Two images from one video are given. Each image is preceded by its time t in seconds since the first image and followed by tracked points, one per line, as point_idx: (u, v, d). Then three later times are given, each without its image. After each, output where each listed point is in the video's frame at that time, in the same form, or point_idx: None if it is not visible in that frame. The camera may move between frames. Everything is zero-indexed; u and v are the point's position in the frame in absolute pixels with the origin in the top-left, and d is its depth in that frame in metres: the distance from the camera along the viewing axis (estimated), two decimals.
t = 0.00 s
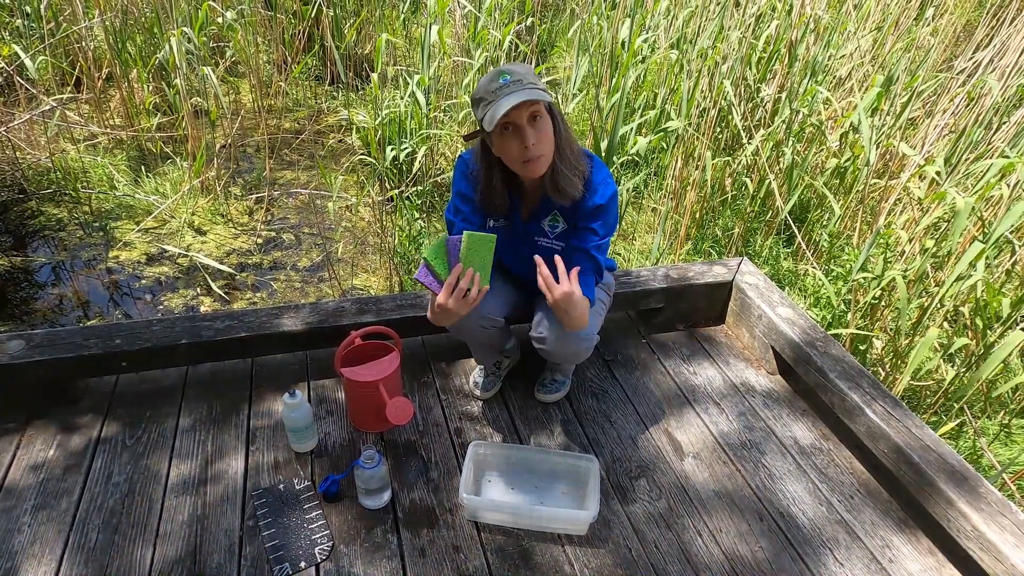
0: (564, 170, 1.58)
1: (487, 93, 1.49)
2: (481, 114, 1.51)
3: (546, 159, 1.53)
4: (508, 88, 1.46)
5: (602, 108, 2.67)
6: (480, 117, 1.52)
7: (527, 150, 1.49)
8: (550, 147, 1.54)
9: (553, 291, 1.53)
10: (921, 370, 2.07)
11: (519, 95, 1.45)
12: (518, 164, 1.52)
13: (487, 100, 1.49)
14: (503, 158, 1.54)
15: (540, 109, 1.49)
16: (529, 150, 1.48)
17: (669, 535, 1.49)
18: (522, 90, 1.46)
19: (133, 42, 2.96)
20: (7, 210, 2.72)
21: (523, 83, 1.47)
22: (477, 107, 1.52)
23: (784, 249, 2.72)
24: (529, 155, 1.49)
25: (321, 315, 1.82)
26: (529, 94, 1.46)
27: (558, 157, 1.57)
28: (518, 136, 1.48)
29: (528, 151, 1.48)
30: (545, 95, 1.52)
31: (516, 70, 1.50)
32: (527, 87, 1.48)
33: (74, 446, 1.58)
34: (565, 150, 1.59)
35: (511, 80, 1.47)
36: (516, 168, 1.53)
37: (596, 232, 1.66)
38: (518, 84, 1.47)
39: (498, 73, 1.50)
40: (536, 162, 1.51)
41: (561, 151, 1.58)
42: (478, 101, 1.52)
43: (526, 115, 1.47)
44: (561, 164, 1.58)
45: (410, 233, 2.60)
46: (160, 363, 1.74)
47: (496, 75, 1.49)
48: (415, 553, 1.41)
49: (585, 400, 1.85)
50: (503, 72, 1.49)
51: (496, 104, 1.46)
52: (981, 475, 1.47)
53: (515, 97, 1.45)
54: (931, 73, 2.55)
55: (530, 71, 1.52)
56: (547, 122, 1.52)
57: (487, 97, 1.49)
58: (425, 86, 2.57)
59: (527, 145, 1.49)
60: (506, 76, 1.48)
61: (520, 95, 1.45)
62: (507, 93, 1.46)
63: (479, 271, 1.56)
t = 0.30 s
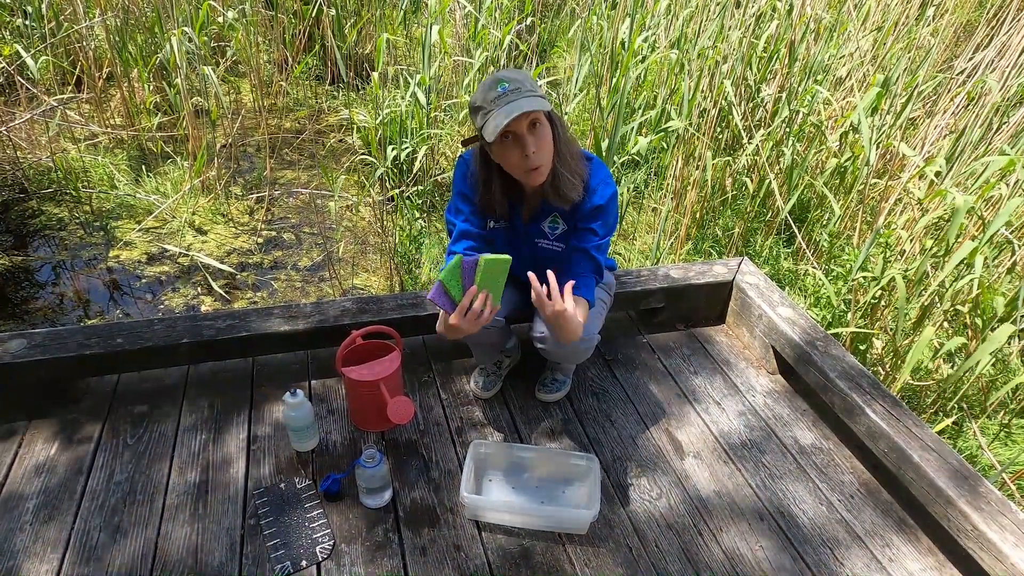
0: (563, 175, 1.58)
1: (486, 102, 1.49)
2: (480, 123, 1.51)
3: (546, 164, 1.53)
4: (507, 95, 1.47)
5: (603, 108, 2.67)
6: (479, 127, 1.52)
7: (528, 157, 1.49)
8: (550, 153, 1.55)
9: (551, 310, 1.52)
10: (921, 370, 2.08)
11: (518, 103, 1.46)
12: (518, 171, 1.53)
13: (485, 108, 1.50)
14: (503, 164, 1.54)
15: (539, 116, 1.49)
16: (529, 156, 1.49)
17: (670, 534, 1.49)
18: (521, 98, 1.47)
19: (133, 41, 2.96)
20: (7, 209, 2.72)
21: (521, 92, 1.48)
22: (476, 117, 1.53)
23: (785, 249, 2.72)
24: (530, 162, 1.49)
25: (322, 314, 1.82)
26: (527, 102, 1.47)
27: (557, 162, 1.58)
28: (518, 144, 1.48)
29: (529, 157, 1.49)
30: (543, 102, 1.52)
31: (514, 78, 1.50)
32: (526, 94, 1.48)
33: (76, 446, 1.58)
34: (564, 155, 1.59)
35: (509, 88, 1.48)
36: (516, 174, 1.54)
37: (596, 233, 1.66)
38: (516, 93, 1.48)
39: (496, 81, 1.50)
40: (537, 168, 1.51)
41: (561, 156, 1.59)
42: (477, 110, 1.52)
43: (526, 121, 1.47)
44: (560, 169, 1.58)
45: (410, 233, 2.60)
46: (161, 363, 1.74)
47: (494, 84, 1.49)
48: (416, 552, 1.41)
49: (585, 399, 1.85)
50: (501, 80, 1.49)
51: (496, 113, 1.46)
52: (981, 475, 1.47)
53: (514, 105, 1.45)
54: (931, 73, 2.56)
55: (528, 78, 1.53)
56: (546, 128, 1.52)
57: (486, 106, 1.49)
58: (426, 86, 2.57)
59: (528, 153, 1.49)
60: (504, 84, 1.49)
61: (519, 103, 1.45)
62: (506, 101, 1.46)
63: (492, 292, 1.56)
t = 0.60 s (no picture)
0: (563, 177, 1.59)
1: (488, 103, 1.49)
2: (481, 124, 1.51)
3: (546, 167, 1.54)
4: (509, 98, 1.47)
5: (603, 109, 2.68)
6: (480, 127, 1.52)
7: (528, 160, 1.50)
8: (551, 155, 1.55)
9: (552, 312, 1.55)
10: (921, 369, 2.08)
11: (520, 106, 1.46)
12: (518, 173, 1.53)
13: (487, 109, 1.50)
14: (504, 165, 1.55)
15: (540, 119, 1.50)
16: (531, 159, 1.49)
17: (670, 533, 1.50)
18: (524, 101, 1.47)
19: (135, 42, 2.96)
20: (8, 210, 2.72)
21: (524, 94, 1.48)
22: (476, 116, 1.53)
23: (784, 249, 2.73)
24: (531, 164, 1.50)
25: (323, 314, 1.82)
26: (530, 106, 1.47)
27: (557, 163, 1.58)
28: (519, 146, 1.48)
29: (529, 161, 1.49)
30: (545, 104, 1.52)
31: (517, 79, 1.50)
32: (528, 97, 1.48)
33: (77, 445, 1.59)
34: (565, 157, 1.60)
35: (511, 90, 1.48)
36: (516, 175, 1.55)
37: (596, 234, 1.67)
38: (518, 95, 1.48)
39: (498, 82, 1.50)
40: (537, 171, 1.52)
41: (561, 158, 1.59)
42: (479, 110, 1.52)
43: (527, 125, 1.48)
44: (560, 170, 1.59)
45: (410, 233, 2.61)
46: (163, 363, 1.75)
47: (497, 85, 1.49)
48: (417, 551, 1.42)
49: (585, 399, 1.85)
50: (503, 81, 1.49)
51: (498, 116, 1.47)
52: (981, 474, 1.48)
53: (516, 109, 1.46)
54: (930, 74, 2.56)
55: (530, 79, 1.53)
56: (547, 131, 1.52)
57: (488, 106, 1.49)
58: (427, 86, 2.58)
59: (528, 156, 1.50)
60: (506, 85, 1.49)
61: (521, 107, 1.46)
62: (508, 104, 1.47)
63: (497, 291, 1.57)
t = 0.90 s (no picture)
0: (559, 182, 1.59)
1: (487, 107, 1.50)
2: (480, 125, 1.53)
3: (538, 174, 1.54)
4: (507, 106, 1.47)
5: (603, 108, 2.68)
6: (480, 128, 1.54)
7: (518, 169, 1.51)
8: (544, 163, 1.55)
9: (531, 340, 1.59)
10: (920, 369, 2.08)
11: (515, 118, 1.46)
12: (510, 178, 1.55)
13: (486, 113, 1.50)
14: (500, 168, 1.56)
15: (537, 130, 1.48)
16: (521, 169, 1.50)
17: (669, 532, 1.50)
18: (520, 112, 1.46)
19: (135, 42, 2.97)
20: (8, 210, 2.72)
21: (522, 105, 1.47)
22: (478, 117, 1.54)
23: (784, 248, 2.72)
24: (522, 173, 1.51)
25: (322, 314, 1.82)
26: (525, 118, 1.46)
27: (554, 166, 1.58)
28: (511, 155, 1.49)
29: (520, 170, 1.50)
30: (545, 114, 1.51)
31: (519, 85, 1.49)
32: (526, 107, 1.47)
33: (77, 445, 1.59)
34: (561, 162, 1.59)
35: (511, 98, 1.47)
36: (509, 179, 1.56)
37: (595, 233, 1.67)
38: (517, 104, 1.47)
39: (500, 86, 1.49)
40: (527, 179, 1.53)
41: (556, 163, 1.58)
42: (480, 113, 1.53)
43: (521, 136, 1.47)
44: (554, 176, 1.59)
45: (410, 232, 2.61)
46: (162, 362, 1.75)
47: (498, 89, 1.49)
48: (416, 550, 1.42)
49: (585, 398, 1.85)
50: (505, 87, 1.48)
51: (492, 124, 1.48)
52: (980, 473, 1.48)
53: (510, 120, 1.46)
54: (930, 73, 2.56)
55: (536, 86, 1.51)
56: (544, 141, 1.51)
57: (487, 110, 1.50)
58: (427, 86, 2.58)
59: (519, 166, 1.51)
60: (507, 91, 1.48)
61: (515, 118, 1.45)
62: (505, 113, 1.47)
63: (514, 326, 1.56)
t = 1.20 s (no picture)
0: (558, 188, 1.58)
1: (492, 119, 1.47)
2: (484, 134, 1.51)
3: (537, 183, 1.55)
4: (513, 124, 1.45)
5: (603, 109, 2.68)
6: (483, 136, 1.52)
7: (518, 179, 1.51)
8: (543, 173, 1.54)
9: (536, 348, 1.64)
10: (921, 369, 2.08)
11: (520, 138, 1.44)
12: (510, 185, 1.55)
13: (491, 125, 1.48)
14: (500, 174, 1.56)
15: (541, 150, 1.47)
16: (521, 181, 1.51)
17: (669, 533, 1.49)
18: (525, 132, 1.45)
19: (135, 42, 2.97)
20: (8, 210, 2.73)
21: (528, 125, 1.45)
22: (482, 124, 1.52)
23: (784, 249, 2.72)
24: (521, 184, 1.52)
25: (322, 314, 1.82)
26: (530, 139, 1.45)
27: (553, 172, 1.57)
28: (512, 170, 1.49)
29: (519, 181, 1.51)
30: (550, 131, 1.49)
31: (527, 102, 1.46)
32: (532, 127, 1.45)
33: (76, 445, 1.59)
34: (561, 170, 1.57)
35: (517, 116, 1.45)
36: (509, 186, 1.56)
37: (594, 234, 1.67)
38: (523, 122, 1.45)
39: (507, 99, 1.46)
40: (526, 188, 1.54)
41: (557, 172, 1.57)
42: (484, 121, 1.50)
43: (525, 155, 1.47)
44: (551, 184, 1.58)
45: (410, 233, 2.61)
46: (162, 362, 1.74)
47: (505, 103, 1.46)
48: (416, 550, 1.42)
49: (585, 399, 1.85)
50: (513, 102, 1.45)
51: (496, 139, 1.46)
52: (981, 474, 1.47)
53: (515, 140, 1.44)
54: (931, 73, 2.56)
55: (544, 102, 1.48)
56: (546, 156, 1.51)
57: (492, 123, 1.47)
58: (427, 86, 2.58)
59: (519, 178, 1.51)
60: (514, 107, 1.45)
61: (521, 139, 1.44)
62: (510, 131, 1.45)
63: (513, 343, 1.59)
